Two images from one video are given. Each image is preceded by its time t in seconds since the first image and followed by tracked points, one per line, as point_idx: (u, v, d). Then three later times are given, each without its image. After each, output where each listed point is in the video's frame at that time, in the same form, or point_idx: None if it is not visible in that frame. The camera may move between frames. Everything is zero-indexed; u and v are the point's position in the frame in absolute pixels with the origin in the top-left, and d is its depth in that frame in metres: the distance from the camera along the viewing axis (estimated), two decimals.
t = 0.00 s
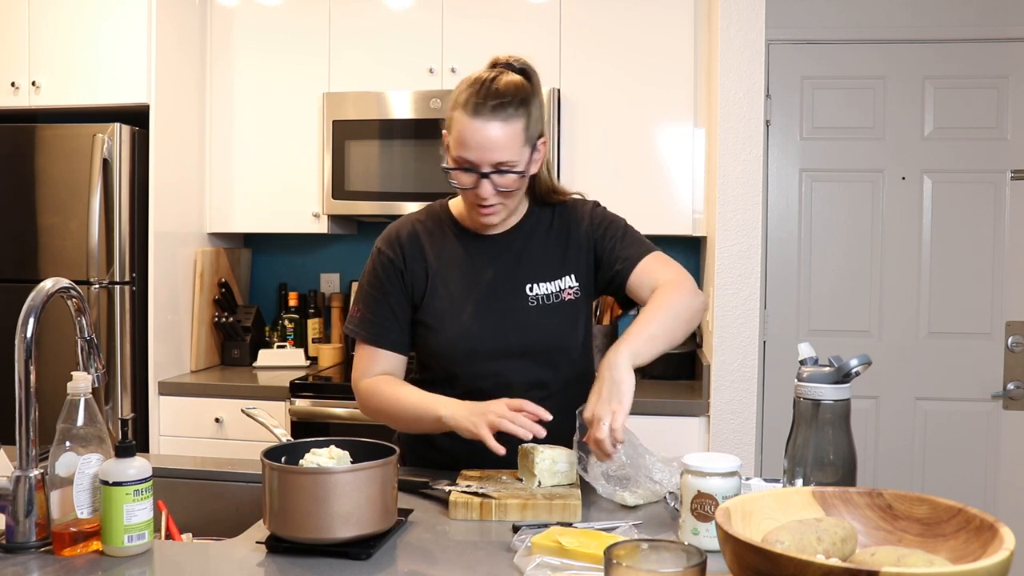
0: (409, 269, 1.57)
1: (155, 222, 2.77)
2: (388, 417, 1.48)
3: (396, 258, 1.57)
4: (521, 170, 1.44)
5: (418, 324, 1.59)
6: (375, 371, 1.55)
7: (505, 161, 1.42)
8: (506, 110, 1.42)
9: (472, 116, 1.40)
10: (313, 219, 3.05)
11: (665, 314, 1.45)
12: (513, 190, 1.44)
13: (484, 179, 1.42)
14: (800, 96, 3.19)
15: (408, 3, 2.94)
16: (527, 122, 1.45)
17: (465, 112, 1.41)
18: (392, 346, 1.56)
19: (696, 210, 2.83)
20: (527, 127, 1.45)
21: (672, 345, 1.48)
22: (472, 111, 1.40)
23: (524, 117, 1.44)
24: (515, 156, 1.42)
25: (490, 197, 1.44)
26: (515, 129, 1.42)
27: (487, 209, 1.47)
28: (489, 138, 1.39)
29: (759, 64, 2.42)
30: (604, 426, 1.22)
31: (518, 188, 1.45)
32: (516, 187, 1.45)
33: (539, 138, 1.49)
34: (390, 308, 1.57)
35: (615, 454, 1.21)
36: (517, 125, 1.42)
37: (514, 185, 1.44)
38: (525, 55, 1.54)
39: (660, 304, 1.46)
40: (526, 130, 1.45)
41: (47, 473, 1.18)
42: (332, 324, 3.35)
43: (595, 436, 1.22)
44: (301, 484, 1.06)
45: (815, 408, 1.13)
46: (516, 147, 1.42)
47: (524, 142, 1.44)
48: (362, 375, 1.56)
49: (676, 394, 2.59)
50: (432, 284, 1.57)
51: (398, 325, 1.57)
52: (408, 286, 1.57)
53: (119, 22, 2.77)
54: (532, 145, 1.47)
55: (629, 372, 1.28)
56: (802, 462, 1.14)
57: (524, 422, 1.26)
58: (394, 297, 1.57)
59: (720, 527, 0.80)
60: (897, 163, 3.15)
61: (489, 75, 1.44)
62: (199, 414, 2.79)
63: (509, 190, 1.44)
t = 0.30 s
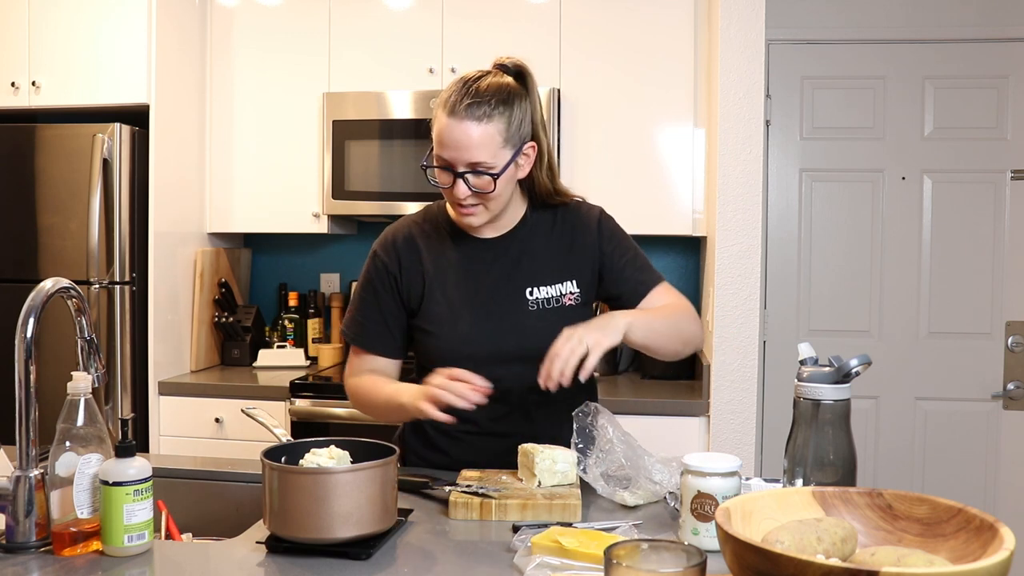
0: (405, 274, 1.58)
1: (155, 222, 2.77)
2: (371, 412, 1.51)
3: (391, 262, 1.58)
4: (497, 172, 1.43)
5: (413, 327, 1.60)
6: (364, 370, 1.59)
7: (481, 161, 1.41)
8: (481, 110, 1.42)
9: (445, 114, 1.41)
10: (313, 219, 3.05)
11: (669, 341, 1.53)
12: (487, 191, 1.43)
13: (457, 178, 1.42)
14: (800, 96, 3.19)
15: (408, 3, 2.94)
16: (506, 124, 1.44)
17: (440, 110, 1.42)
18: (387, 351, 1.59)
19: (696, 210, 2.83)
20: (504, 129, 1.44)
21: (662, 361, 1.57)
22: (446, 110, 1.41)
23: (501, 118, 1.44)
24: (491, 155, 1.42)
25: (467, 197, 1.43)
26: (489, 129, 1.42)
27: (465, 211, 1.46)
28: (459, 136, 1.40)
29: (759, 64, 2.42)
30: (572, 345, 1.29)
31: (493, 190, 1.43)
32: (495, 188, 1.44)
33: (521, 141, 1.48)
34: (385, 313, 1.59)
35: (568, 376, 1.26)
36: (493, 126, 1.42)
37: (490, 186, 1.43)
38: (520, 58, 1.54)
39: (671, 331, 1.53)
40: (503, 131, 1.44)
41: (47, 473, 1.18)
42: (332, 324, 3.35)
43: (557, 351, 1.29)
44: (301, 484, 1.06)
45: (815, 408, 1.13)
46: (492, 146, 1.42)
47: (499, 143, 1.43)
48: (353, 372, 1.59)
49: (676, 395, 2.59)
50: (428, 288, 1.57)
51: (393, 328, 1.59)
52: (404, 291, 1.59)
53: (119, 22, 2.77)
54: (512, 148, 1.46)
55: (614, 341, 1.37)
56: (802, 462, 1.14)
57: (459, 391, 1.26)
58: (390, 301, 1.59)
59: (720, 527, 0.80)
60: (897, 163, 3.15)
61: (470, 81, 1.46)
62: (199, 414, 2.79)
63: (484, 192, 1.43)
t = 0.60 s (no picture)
0: (401, 271, 1.59)
1: (155, 222, 2.77)
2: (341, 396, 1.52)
3: (389, 258, 1.59)
4: (495, 172, 1.43)
5: (409, 326, 1.61)
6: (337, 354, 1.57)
7: (479, 160, 1.41)
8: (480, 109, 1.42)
9: (443, 112, 1.41)
10: (313, 219, 3.05)
11: (656, 362, 1.57)
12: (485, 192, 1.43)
13: (456, 178, 1.42)
14: (800, 96, 3.19)
15: (408, 3, 2.94)
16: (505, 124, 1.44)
17: (438, 108, 1.42)
18: (377, 345, 1.61)
19: (696, 209, 2.83)
20: (503, 129, 1.44)
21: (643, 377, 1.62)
22: (444, 109, 1.41)
23: (500, 118, 1.44)
24: (489, 156, 1.42)
25: (465, 197, 1.43)
26: (487, 129, 1.42)
27: (463, 210, 1.47)
28: (456, 135, 1.40)
29: (759, 64, 2.42)
30: (566, 338, 1.29)
31: (490, 190, 1.43)
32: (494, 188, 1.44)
33: (520, 142, 1.47)
34: (379, 309, 1.60)
35: (552, 365, 1.26)
36: (492, 126, 1.42)
37: (489, 186, 1.43)
38: (521, 59, 1.54)
39: (660, 353, 1.56)
40: (502, 131, 1.44)
41: (47, 473, 1.18)
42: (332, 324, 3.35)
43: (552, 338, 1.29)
44: (301, 484, 1.06)
45: (815, 408, 1.13)
46: (490, 146, 1.41)
47: (498, 143, 1.43)
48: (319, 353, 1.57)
49: (676, 395, 2.59)
50: (425, 287, 1.57)
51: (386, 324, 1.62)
52: (400, 288, 1.59)
53: (119, 22, 2.77)
54: (511, 148, 1.46)
55: (604, 350, 1.38)
56: (802, 462, 1.14)
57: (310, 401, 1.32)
58: (384, 296, 1.60)
59: (720, 527, 0.80)
60: (897, 163, 3.15)
61: (469, 81, 1.46)
62: (199, 414, 2.79)
63: (482, 192, 1.43)
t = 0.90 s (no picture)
0: (402, 273, 1.58)
1: (155, 222, 2.77)
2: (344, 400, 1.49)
3: (389, 260, 1.58)
4: (497, 179, 1.43)
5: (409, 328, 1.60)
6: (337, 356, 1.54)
7: (482, 167, 1.40)
8: (483, 115, 1.40)
9: (446, 119, 1.40)
10: (313, 219, 3.05)
11: (656, 367, 1.59)
12: (488, 199, 1.42)
13: (458, 185, 1.41)
14: (800, 96, 3.19)
15: (408, 3, 2.94)
16: (508, 130, 1.43)
17: (441, 115, 1.40)
18: (378, 349, 1.59)
19: (696, 210, 2.83)
20: (506, 135, 1.43)
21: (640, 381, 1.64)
22: (447, 115, 1.40)
23: (503, 124, 1.43)
24: (493, 163, 1.41)
25: (467, 203, 1.43)
26: (491, 135, 1.41)
27: (465, 216, 1.46)
28: (460, 143, 1.38)
29: (759, 64, 2.42)
30: (590, 350, 1.31)
31: (493, 198, 1.43)
32: (496, 195, 1.44)
33: (522, 147, 1.47)
34: (380, 312, 1.58)
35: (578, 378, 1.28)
36: (495, 132, 1.41)
37: (492, 193, 1.43)
38: (523, 61, 1.53)
39: (660, 359, 1.58)
40: (505, 138, 1.43)
41: (47, 473, 1.18)
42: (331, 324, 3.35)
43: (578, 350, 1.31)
44: (301, 484, 1.06)
45: (815, 408, 1.13)
46: (493, 153, 1.41)
47: (501, 150, 1.42)
48: (318, 357, 1.53)
49: (676, 395, 2.59)
50: (426, 290, 1.57)
51: (386, 327, 1.60)
52: (401, 291, 1.58)
53: (119, 22, 2.77)
54: (514, 154, 1.45)
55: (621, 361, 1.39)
56: (802, 462, 1.14)
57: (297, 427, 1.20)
58: (385, 298, 1.59)
59: (719, 527, 0.80)
60: (897, 163, 3.15)
61: (472, 86, 1.45)
62: (199, 414, 2.79)
63: (484, 199, 1.43)
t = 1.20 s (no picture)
0: (403, 274, 1.57)
1: (155, 222, 2.77)
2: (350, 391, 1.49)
3: (390, 261, 1.58)
4: (502, 183, 1.43)
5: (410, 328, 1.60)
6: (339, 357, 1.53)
7: (488, 172, 1.40)
8: (489, 119, 1.40)
9: (451, 121, 1.39)
10: (313, 219, 3.05)
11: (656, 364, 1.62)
12: (492, 203, 1.43)
13: (462, 188, 1.41)
14: (800, 96, 3.19)
15: (408, 3, 2.94)
16: (512, 133, 1.43)
17: (446, 117, 1.40)
18: (379, 350, 1.58)
19: (696, 209, 2.83)
20: (510, 138, 1.43)
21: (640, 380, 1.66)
22: (452, 118, 1.39)
23: (508, 127, 1.43)
24: (498, 167, 1.41)
25: (472, 206, 1.43)
26: (496, 139, 1.41)
27: (468, 218, 1.47)
28: (465, 146, 1.38)
29: (759, 64, 2.42)
30: (613, 349, 1.35)
31: (498, 201, 1.43)
32: (499, 199, 1.44)
33: (526, 149, 1.47)
34: (381, 312, 1.58)
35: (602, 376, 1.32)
36: (501, 136, 1.41)
37: (496, 196, 1.43)
38: (527, 61, 1.52)
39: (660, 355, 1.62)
40: (509, 141, 1.43)
41: (47, 473, 1.18)
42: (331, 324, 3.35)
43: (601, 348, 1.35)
44: (301, 484, 1.06)
45: (815, 408, 1.13)
46: (498, 157, 1.41)
47: (505, 154, 1.42)
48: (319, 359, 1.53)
49: (676, 394, 2.59)
50: (427, 291, 1.57)
51: (387, 327, 1.59)
52: (402, 291, 1.58)
53: (119, 22, 2.77)
54: (518, 157, 1.45)
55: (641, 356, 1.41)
56: (802, 462, 1.14)
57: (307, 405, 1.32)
58: (386, 298, 1.58)
59: (720, 527, 0.80)
60: (897, 163, 3.15)
61: (475, 87, 1.45)
62: (199, 414, 2.79)
63: (488, 202, 1.43)
